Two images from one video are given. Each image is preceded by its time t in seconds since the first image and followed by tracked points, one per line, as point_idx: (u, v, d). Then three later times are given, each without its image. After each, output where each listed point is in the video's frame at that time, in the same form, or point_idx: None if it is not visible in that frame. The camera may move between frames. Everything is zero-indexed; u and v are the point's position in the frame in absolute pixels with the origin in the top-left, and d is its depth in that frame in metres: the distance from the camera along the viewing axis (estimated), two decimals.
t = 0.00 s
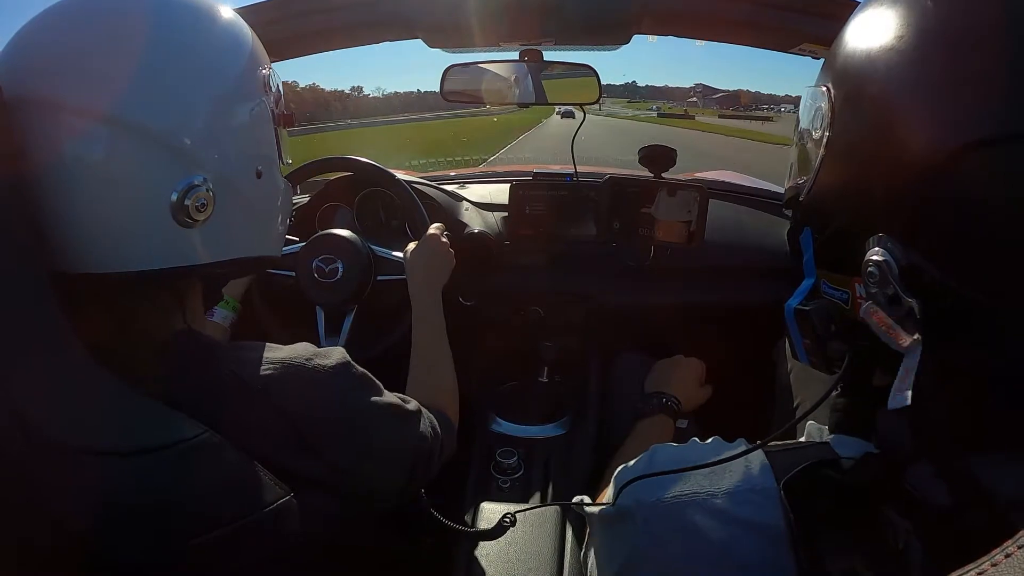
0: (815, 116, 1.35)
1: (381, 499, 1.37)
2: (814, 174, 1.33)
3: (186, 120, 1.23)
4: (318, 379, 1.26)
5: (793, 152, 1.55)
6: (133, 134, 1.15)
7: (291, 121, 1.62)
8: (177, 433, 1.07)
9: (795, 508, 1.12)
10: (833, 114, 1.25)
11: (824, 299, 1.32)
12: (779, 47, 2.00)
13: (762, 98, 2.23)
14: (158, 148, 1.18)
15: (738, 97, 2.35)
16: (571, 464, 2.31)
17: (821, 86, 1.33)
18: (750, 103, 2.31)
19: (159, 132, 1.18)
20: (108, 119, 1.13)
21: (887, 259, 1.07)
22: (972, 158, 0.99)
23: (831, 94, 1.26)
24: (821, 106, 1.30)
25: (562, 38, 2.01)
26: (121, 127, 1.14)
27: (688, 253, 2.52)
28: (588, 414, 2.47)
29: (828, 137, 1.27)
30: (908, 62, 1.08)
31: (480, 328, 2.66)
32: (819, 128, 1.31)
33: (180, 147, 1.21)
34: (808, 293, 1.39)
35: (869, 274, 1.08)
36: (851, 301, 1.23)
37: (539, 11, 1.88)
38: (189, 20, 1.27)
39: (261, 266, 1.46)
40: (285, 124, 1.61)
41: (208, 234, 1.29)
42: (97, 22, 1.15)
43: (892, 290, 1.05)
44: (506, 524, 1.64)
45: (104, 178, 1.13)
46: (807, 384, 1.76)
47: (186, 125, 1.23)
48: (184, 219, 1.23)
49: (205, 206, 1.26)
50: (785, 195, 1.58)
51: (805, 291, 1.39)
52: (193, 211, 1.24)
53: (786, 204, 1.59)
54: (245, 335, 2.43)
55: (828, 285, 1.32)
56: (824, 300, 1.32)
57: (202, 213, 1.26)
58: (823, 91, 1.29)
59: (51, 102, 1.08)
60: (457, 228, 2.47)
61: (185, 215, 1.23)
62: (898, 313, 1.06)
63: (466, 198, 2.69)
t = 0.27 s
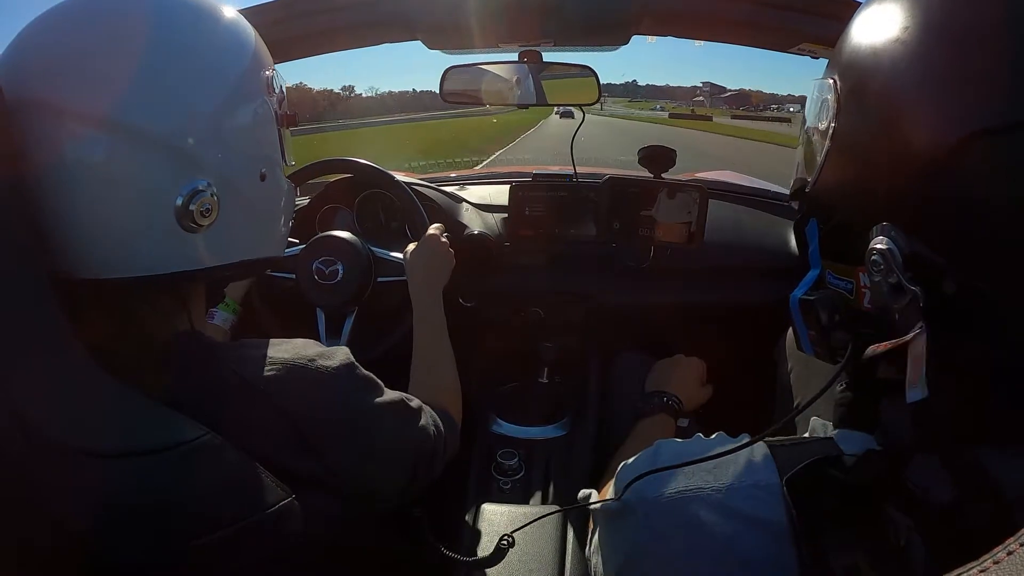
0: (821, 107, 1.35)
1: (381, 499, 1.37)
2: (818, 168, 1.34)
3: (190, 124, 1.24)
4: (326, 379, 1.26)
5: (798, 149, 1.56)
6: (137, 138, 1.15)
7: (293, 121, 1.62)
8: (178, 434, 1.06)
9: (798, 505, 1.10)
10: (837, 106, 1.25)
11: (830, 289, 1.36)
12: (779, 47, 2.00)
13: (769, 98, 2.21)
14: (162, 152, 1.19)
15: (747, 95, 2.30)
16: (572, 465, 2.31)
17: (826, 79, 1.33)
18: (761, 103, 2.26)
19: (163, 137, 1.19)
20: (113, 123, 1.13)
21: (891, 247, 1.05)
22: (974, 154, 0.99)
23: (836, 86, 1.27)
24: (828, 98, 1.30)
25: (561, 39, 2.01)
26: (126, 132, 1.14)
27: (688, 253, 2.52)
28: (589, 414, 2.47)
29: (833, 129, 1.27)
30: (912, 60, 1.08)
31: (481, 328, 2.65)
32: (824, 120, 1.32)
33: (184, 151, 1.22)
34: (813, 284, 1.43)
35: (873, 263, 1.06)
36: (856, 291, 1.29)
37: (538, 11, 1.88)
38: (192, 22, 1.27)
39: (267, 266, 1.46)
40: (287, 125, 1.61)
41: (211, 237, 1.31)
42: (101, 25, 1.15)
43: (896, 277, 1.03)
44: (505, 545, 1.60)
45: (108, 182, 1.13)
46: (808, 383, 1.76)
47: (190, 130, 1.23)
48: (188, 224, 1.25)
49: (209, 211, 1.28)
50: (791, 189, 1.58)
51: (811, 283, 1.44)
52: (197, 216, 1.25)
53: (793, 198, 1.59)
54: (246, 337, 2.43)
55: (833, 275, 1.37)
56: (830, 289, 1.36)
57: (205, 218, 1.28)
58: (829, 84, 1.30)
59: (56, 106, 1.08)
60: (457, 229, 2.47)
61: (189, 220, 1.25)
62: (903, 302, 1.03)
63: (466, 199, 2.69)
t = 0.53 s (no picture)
0: (818, 114, 1.36)
1: (381, 499, 1.37)
2: (817, 172, 1.34)
3: (190, 126, 1.23)
4: (325, 380, 1.27)
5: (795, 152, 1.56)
6: (138, 140, 1.15)
7: (292, 123, 1.62)
8: (178, 434, 1.07)
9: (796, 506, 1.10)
10: (835, 112, 1.26)
11: (828, 297, 1.32)
12: (779, 47, 2.00)
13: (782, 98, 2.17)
14: (161, 153, 1.18)
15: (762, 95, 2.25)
16: (571, 464, 2.31)
17: (824, 84, 1.34)
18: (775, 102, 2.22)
19: (163, 139, 1.19)
20: (113, 125, 1.13)
21: (891, 256, 1.06)
22: (973, 155, 0.99)
23: (834, 91, 1.27)
24: (826, 104, 1.31)
25: (561, 38, 2.01)
26: (126, 133, 1.14)
27: (688, 253, 2.52)
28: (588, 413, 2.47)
29: (831, 135, 1.28)
30: (912, 64, 1.08)
31: (480, 327, 2.66)
32: (823, 126, 1.33)
33: (184, 152, 1.22)
34: (810, 291, 1.38)
35: (873, 272, 1.07)
36: (855, 299, 1.23)
37: (538, 10, 1.88)
38: (193, 24, 1.27)
39: (265, 268, 1.46)
40: (287, 127, 1.61)
41: (211, 239, 1.30)
42: (102, 26, 1.15)
43: (897, 287, 1.04)
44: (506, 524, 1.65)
45: (107, 184, 1.13)
46: (806, 383, 1.77)
47: (189, 131, 1.23)
48: (188, 226, 1.24)
49: (209, 213, 1.27)
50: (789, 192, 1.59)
51: (808, 289, 1.39)
52: (197, 218, 1.25)
53: (789, 205, 1.60)
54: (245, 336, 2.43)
55: (832, 283, 1.31)
56: (828, 297, 1.31)
57: (205, 220, 1.27)
58: (827, 89, 1.30)
59: (55, 108, 1.08)
60: (457, 228, 2.47)
61: (189, 222, 1.24)
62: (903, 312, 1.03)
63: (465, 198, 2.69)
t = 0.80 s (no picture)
0: (809, 115, 1.36)
1: (381, 499, 1.37)
2: (808, 173, 1.34)
3: (197, 128, 1.24)
4: (331, 379, 1.27)
5: (788, 151, 1.56)
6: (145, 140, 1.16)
7: (295, 127, 1.63)
8: (179, 435, 1.07)
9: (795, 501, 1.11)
10: (824, 114, 1.26)
11: (821, 293, 1.29)
12: (777, 48, 2.01)
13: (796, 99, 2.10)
14: (168, 155, 1.19)
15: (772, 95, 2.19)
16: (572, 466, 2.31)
17: (814, 88, 1.34)
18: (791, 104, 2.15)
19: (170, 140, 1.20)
20: (121, 125, 1.14)
21: (880, 252, 1.06)
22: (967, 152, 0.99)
23: (823, 94, 1.27)
24: (816, 106, 1.31)
25: (559, 40, 2.01)
26: (134, 133, 1.15)
27: (687, 254, 2.52)
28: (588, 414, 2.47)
29: (821, 137, 1.27)
30: (899, 62, 1.08)
31: (480, 329, 2.66)
32: (814, 127, 1.32)
33: (191, 154, 1.23)
34: (805, 287, 1.36)
35: (862, 267, 1.08)
36: (846, 295, 1.21)
37: (537, 12, 1.89)
38: (199, 27, 1.28)
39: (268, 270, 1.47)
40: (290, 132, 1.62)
41: (217, 240, 1.31)
42: (109, 29, 1.16)
43: (886, 282, 1.05)
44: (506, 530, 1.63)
45: (114, 186, 1.14)
46: (806, 382, 1.76)
47: (196, 133, 1.24)
48: (196, 226, 1.25)
49: (217, 213, 1.28)
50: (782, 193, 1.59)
51: (802, 287, 1.37)
52: (204, 218, 1.25)
53: (783, 207, 1.59)
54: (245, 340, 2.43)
55: (824, 278, 1.29)
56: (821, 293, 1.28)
57: (212, 220, 1.27)
58: (817, 92, 1.30)
59: (62, 110, 1.09)
60: (457, 230, 2.47)
61: (196, 222, 1.25)
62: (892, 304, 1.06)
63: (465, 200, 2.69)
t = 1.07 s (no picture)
0: (794, 121, 1.36)
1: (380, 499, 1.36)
2: (795, 176, 1.35)
3: (209, 124, 1.24)
4: (333, 378, 1.28)
5: (777, 152, 1.56)
6: (157, 134, 1.17)
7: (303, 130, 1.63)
8: (177, 435, 1.05)
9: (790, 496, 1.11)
10: (810, 117, 1.27)
11: (808, 292, 1.30)
12: (774, 50, 2.02)
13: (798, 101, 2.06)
14: (179, 150, 1.20)
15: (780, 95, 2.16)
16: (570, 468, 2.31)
17: (798, 96, 1.35)
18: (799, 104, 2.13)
19: (183, 134, 1.20)
20: (133, 119, 1.14)
21: (861, 242, 1.07)
22: (958, 152, 0.99)
23: (807, 100, 1.29)
24: (799, 113, 1.33)
25: (558, 42, 2.02)
26: (146, 127, 1.16)
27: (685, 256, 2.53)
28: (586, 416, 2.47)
29: (807, 140, 1.28)
30: (884, 60, 1.09)
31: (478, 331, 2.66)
32: (798, 132, 1.34)
33: (202, 150, 1.23)
34: (793, 288, 1.37)
35: (844, 258, 1.07)
36: (833, 290, 1.22)
37: (536, 14, 1.89)
38: (212, 26, 1.29)
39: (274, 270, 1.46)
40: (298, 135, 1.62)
41: (226, 236, 1.30)
42: (123, 26, 1.17)
43: (866, 269, 1.06)
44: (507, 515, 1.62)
45: (123, 180, 1.15)
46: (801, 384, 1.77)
47: (208, 130, 1.24)
48: (207, 220, 1.24)
49: (229, 209, 1.27)
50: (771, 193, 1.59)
51: (791, 287, 1.38)
52: (217, 213, 1.25)
53: (772, 210, 1.59)
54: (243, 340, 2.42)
55: (811, 278, 1.30)
56: (808, 293, 1.30)
57: (225, 216, 1.27)
58: (800, 99, 1.32)
59: (72, 107, 1.11)
60: (455, 232, 2.48)
61: (209, 217, 1.24)
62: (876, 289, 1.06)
63: (463, 202, 2.70)
